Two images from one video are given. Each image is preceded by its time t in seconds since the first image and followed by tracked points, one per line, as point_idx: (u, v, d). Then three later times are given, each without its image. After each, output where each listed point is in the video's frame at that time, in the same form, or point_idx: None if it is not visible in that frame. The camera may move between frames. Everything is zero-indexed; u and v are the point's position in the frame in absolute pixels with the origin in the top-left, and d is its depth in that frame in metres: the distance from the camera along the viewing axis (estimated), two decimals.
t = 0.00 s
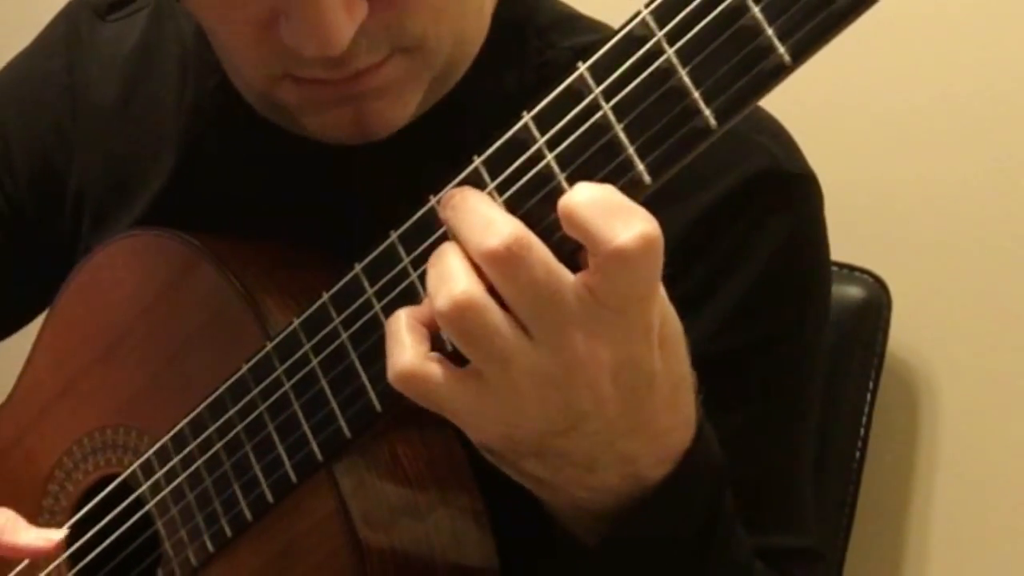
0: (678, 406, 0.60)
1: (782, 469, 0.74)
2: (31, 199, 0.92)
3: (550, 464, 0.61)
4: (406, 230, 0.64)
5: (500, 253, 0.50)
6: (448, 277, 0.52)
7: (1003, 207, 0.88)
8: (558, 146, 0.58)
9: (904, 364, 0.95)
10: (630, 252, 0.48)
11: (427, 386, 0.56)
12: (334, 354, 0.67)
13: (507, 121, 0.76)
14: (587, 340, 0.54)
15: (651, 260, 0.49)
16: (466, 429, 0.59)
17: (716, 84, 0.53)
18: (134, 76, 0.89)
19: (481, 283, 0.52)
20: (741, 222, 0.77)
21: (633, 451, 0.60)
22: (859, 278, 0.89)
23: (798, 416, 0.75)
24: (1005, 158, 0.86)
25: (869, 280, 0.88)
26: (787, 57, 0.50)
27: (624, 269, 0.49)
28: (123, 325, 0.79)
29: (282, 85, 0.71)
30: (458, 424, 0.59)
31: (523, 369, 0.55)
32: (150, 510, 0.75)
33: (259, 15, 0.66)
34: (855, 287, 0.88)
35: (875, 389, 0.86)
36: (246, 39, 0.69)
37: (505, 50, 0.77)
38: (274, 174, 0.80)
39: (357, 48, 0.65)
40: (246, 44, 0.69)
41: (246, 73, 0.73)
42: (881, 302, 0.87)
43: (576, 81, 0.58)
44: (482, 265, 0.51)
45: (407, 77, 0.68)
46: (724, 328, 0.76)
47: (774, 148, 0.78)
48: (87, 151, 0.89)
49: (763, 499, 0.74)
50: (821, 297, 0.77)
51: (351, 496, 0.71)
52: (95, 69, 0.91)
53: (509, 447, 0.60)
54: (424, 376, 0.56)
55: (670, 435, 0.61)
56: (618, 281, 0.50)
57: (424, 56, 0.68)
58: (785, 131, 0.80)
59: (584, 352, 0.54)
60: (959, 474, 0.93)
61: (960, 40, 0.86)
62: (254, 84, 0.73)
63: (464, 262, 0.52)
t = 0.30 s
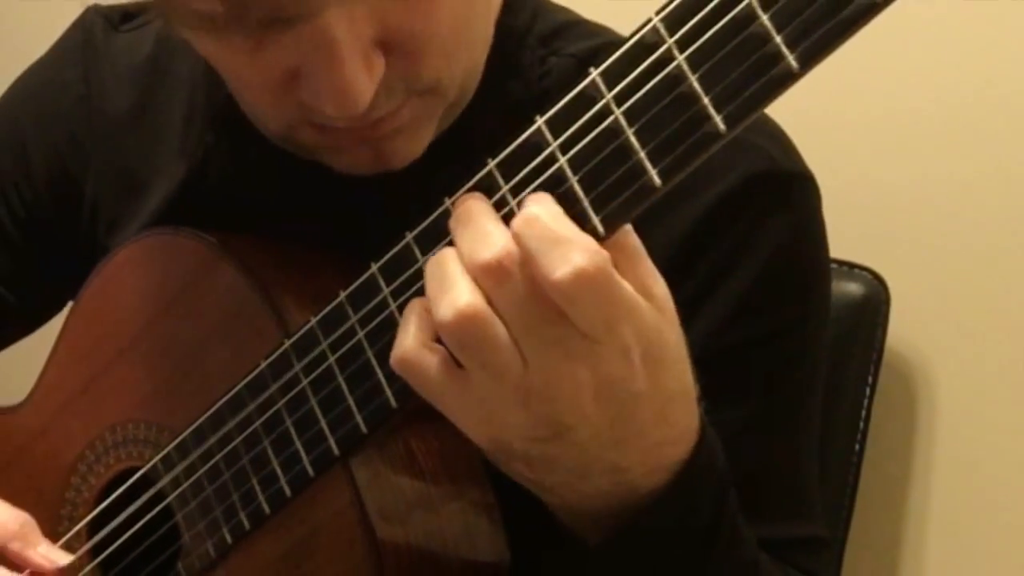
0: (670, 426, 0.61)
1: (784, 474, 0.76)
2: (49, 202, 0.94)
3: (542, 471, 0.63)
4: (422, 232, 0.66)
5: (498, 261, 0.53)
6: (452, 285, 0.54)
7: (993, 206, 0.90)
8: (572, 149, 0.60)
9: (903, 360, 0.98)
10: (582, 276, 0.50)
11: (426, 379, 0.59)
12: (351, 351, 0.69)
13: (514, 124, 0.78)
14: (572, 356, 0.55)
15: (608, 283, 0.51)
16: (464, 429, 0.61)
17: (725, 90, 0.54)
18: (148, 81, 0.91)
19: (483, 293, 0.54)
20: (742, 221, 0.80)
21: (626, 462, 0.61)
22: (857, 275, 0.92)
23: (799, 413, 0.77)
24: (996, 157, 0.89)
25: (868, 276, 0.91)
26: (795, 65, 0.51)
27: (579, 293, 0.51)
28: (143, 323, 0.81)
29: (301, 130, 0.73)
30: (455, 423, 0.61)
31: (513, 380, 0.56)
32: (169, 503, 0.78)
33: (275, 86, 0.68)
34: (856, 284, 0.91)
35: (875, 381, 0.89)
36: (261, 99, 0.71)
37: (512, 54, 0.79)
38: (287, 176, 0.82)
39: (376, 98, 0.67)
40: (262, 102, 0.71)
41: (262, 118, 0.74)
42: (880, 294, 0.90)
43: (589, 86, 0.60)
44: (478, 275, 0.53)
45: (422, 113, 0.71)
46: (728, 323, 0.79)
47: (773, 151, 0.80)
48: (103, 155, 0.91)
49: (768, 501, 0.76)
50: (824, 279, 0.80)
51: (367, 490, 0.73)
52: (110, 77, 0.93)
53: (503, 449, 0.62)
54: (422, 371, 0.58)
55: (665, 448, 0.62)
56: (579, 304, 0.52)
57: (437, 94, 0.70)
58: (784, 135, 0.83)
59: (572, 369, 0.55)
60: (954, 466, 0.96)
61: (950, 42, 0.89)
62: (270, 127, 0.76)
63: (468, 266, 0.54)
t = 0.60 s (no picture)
0: (739, 372, 0.55)
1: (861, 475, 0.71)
2: (68, 202, 0.96)
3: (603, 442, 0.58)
4: (429, 225, 0.67)
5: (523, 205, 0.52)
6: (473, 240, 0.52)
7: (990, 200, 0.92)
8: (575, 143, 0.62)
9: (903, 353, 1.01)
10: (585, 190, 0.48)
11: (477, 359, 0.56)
12: (362, 342, 0.70)
13: (519, 123, 0.80)
14: (614, 286, 0.51)
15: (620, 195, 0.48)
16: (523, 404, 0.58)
17: (724, 86, 0.55)
18: (163, 84, 0.93)
19: (506, 241, 0.52)
20: (743, 215, 0.81)
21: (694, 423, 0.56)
22: (857, 273, 0.94)
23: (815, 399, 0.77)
24: (996, 153, 0.91)
25: (866, 273, 0.93)
26: (791, 58, 0.53)
27: (585, 210, 0.48)
28: (158, 317, 0.83)
29: (314, 100, 0.74)
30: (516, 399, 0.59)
31: (556, 334, 0.52)
32: (185, 493, 0.79)
33: (296, 40, 0.70)
34: (854, 282, 0.93)
35: (876, 374, 0.91)
36: (280, 59, 0.73)
37: (519, 55, 0.81)
38: (298, 174, 0.84)
39: (388, 65, 0.68)
40: (280, 62, 0.73)
41: (279, 91, 0.77)
42: (878, 291, 0.92)
43: (591, 81, 0.62)
44: (497, 236, 0.52)
45: (432, 89, 0.72)
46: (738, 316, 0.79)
47: (771, 148, 0.82)
48: (118, 155, 0.93)
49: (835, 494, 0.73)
50: (837, 267, 0.80)
51: (377, 480, 0.74)
52: (126, 79, 0.95)
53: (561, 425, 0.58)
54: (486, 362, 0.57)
55: (730, 403, 0.56)
56: (588, 224, 0.49)
57: (448, 71, 0.72)
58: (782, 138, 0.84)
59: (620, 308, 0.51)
60: (955, 458, 0.98)
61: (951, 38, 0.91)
62: (285, 101, 0.77)
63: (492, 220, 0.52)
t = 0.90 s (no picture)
0: (710, 398, 0.60)
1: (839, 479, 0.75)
2: (87, 205, 0.98)
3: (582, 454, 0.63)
4: (445, 231, 0.70)
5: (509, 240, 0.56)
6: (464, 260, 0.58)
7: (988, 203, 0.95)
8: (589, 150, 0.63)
9: (900, 350, 1.03)
10: (566, 212, 0.53)
11: (464, 374, 0.61)
12: (378, 342, 0.73)
13: (531, 131, 0.82)
14: (592, 313, 0.56)
15: (597, 219, 0.54)
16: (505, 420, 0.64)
17: (736, 96, 0.57)
18: (181, 85, 0.95)
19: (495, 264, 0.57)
20: (748, 221, 0.84)
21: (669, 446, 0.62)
22: (857, 270, 0.96)
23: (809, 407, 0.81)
24: (994, 156, 0.93)
25: (865, 270, 0.95)
26: (802, 70, 0.54)
27: (564, 230, 0.54)
28: (176, 315, 0.85)
29: (340, 117, 0.77)
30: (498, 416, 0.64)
31: (539, 353, 0.58)
32: (203, 487, 0.81)
33: (324, 68, 0.72)
34: (854, 279, 0.95)
35: (874, 367, 0.93)
36: (305, 82, 0.75)
37: (532, 62, 0.83)
38: (314, 175, 0.86)
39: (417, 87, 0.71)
40: (305, 83, 0.75)
41: (303, 108, 0.79)
42: (877, 289, 0.94)
43: (605, 90, 0.63)
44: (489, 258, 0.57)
45: (456, 105, 0.74)
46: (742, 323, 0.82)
47: (776, 160, 0.85)
48: (137, 155, 0.95)
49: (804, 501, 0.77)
50: (831, 275, 0.83)
51: (392, 476, 0.77)
52: (146, 79, 0.97)
53: (542, 438, 0.63)
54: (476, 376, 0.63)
55: (703, 425, 0.61)
56: (572, 245, 0.54)
57: (471, 87, 0.74)
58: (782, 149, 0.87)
59: (598, 336, 0.56)
60: (948, 451, 1.02)
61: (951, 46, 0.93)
62: (309, 117, 0.80)
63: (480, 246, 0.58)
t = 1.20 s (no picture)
0: (709, 383, 0.60)
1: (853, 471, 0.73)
2: (101, 200, 1.01)
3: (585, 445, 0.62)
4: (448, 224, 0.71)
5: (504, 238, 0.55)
6: (460, 256, 0.56)
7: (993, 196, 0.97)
8: (586, 146, 0.64)
9: (901, 346, 1.05)
10: (570, 199, 0.53)
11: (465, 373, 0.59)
12: (382, 335, 0.74)
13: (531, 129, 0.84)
14: (599, 302, 0.55)
15: (601, 206, 0.53)
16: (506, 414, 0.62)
17: (728, 91, 0.57)
18: (196, 85, 0.97)
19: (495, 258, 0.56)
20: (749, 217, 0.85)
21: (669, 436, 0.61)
22: (856, 268, 0.97)
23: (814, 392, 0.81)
24: (996, 157, 0.96)
25: (867, 269, 0.96)
26: (792, 66, 0.54)
27: (568, 219, 0.53)
28: (188, 311, 0.87)
29: (366, 66, 0.78)
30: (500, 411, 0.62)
31: (545, 346, 0.56)
32: (214, 479, 0.83)
33: None
34: (854, 276, 0.96)
35: (871, 367, 0.94)
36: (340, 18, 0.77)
37: (537, 61, 0.85)
38: (323, 174, 0.88)
39: (451, 24, 0.72)
40: (339, 21, 0.77)
41: (330, 59, 0.80)
42: (877, 288, 0.95)
43: (601, 86, 0.63)
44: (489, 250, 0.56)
45: (481, 62, 0.76)
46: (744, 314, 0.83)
47: (775, 157, 0.86)
48: (152, 153, 0.97)
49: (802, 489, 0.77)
50: (830, 273, 0.84)
51: (397, 465, 0.78)
52: (158, 81, 0.99)
53: (544, 431, 0.62)
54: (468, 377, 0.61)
55: (702, 411, 0.61)
56: (576, 235, 0.53)
57: (498, 45, 0.76)
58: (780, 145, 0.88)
59: (606, 325, 0.55)
60: (946, 442, 1.04)
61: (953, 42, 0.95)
62: (332, 73, 0.81)
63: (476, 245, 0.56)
